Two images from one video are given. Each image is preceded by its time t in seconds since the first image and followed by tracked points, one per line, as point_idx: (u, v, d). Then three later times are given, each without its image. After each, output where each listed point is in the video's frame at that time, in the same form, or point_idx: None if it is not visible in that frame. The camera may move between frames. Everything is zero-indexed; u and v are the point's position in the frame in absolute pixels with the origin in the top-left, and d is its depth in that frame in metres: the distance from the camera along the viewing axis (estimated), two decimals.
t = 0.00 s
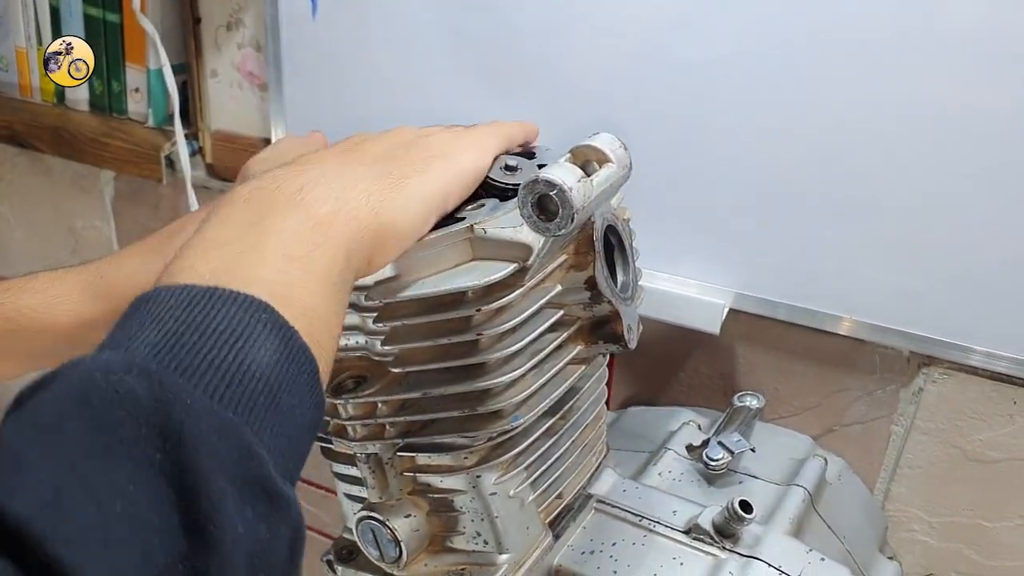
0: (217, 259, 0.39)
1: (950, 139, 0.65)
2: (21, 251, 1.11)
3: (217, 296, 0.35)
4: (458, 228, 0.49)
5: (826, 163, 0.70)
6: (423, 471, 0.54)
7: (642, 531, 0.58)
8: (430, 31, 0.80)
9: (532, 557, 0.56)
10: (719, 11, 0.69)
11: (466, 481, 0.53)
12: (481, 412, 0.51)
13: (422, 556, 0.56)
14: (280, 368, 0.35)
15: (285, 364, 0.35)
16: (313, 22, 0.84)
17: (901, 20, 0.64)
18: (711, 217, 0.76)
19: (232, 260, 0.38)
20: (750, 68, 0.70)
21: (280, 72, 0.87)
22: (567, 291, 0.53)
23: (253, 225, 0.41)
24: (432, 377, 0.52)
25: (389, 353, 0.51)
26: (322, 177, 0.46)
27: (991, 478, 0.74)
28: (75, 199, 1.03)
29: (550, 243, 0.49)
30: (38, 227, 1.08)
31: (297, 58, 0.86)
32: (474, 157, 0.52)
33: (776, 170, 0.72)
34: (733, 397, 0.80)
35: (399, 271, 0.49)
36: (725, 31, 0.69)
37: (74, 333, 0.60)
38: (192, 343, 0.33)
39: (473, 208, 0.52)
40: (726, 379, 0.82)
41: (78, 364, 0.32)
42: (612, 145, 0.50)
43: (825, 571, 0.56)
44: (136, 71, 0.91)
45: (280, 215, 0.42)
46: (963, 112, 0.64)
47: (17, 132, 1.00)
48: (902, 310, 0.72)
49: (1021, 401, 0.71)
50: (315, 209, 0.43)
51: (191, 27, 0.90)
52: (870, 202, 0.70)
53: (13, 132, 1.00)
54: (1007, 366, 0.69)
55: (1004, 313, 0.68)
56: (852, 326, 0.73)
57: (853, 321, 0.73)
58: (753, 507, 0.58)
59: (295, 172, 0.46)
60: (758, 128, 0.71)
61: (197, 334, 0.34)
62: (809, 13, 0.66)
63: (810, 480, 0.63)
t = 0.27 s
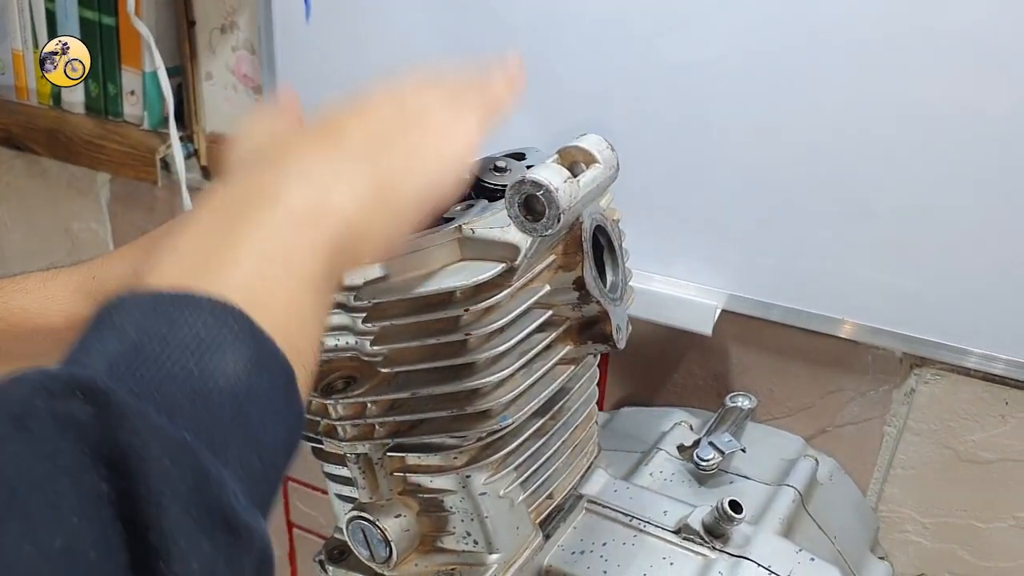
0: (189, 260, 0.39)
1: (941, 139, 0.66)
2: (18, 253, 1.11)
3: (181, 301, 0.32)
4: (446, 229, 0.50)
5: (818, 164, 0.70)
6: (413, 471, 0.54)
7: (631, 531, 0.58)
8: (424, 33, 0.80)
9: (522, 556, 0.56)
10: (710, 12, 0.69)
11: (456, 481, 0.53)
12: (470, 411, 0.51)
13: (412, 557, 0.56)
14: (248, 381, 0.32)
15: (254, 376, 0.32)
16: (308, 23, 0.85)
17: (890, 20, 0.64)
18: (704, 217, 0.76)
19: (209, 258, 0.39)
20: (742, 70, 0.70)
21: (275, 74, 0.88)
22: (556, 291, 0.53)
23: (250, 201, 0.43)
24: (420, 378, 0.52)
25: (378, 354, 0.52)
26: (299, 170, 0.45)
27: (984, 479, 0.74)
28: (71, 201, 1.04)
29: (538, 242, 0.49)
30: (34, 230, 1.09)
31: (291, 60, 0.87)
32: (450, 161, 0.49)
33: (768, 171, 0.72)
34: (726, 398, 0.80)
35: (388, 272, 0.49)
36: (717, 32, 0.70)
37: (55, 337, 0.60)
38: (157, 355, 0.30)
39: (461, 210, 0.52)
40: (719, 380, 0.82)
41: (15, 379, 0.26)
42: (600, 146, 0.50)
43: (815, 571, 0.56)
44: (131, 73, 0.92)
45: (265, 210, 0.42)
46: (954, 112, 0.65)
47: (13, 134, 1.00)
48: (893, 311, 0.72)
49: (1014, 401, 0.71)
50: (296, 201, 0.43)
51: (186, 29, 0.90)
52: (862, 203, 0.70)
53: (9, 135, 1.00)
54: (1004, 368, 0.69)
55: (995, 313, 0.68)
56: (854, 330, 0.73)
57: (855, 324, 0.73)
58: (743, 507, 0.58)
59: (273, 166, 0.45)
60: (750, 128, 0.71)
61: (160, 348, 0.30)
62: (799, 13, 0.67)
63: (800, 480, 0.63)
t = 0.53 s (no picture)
0: (64, 269, 0.31)
1: (941, 136, 0.65)
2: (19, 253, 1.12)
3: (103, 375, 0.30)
4: (441, 226, 0.50)
5: (817, 162, 0.70)
6: (409, 470, 0.54)
7: (628, 530, 0.58)
8: (424, 32, 0.80)
9: (518, 556, 0.56)
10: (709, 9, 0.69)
11: (451, 480, 0.53)
12: (464, 410, 0.51)
13: (407, 556, 0.56)
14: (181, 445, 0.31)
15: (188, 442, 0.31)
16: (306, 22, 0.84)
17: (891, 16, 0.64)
18: (703, 215, 0.76)
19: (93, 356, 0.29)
20: (742, 68, 0.70)
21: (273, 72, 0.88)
22: (552, 288, 0.53)
23: (128, 203, 0.31)
24: (415, 376, 0.52)
25: (372, 352, 0.52)
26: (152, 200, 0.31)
27: (985, 479, 0.74)
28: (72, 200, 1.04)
29: (533, 240, 0.49)
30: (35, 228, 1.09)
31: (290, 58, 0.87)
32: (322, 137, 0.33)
33: (767, 169, 0.72)
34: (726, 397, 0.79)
35: (382, 268, 0.49)
36: (716, 29, 0.69)
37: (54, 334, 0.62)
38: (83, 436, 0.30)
39: (456, 206, 0.52)
40: (718, 379, 0.81)
41: None
42: (595, 142, 0.50)
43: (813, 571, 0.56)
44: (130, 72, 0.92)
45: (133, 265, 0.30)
46: (954, 110, 0.64)
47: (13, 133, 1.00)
48: (893, 309, 0.71)
49: (1015, 400, 0.70)
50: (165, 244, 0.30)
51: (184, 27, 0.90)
52: (862, 201, 0.69)
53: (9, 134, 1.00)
54: (1006, 367, 0.69)
55: (996, 312, 0.68)
56: (855, 329, 0.73)
57: (857, 323, 0.73)
58: (740, 506, 0.58)
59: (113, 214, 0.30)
60: (749, 126, 0.71)
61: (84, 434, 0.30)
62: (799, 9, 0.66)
63: (799, 479, 0.63)
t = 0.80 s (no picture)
0: None
1: (947, 132, 0.65)
2: (19, 249, 1.11)
3: None
4: (444, 219, 0.49)
5: (822, 158, 0.69)
6: (410, 465, 0.53)
7: (631, 527, 0.58)
8: (425, 27, 0.80)
9: (521, 552, 0.55)
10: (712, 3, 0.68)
11: (453, 476, 0.52)
12: (467, 404, 0.50)
13: (409, 552, 0.55)
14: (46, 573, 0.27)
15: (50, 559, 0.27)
16: (307, 17, 0.84)
17: (897, 10, 0.63)
18: (706, 211, 0.75)
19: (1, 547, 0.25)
20: (745, 63, 0.69)
21: (274, 68, 0.87)
22: (554, 283, 0.52)
23: None
24: (416, 370, 0.51)
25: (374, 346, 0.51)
26: None
27: (990, 476, 0.74)
28: (72, 196, 1.03)
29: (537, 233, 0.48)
30: (35, 225, 1.08)
31: (291, 54, 0.86)
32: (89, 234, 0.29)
33: (771, 165, 0.71)
34: (728, 394, 0.79)
35: (384, 263, 0.49)
36: (720, 23, 0.69)
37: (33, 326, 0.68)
38: None
39: (459, 199, 0.51)
40: (721, 376, 0.81)
41: None
42: (599, 135, 0.49)
43: (818, 568, 0.55)
44: (131, 67, 0.91)
45: None
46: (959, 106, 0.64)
47: (12, 128, 0.99)
48: (898, 306, 0.71)
49: (1020, 398, 0.70)
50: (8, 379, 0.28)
51: (185, 22, 0.90)
52: (867, 197, 0.69)
53: (8, 130, 1.00)
54: (1011, 364, 0.68)
55: (1002, 308, 0.68)
56: (859, 325, 0.73)
57: (863, 320, 0.72)
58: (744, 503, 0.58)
59: None
60: (753, 121, 0.70)
61: None
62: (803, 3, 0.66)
63: (803, 476, 0.63)
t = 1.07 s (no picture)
0: None
1: (943, 132, 0.65)
2: (19, 248, 1.11)
3: None
4: (439, 217, 0.49)
5: (819, 158, 0.70)
6: (406, 463, 0.54)
7: (627, 525, 0.58)
8: (423, 28, 0.80)
9: (517, 549, 0.56)
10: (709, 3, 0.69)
11: (449, 473, 0.53)
12: (462, 402, 0.50)
13: (405, 550, 0.55)
14: None
15: None
16: (306, 17, 0.84)
17: (893, 11, 0.63)
18: (703, 211, 0.76)
19: None
20: (742, 63, 0.69)
21: (274, 68, 0.88)
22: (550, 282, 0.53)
23: None
24: (412, 368, 0.52)
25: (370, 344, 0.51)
26: None
27: (986, 476, 0.74)
28: (71, 195, 1.03)
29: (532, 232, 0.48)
30: (35, 224, 1.09)
31: (291, 54, 0.86)
32: None
33: (767, 165, 0.72)
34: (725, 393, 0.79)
35: (381, 261, 0.49)
36: (716, 23, 0.69)
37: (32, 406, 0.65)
38: None
39: (455, 198, 0.52)
40: (718, 375, 0.81)
41: None
42: (594, 135, 0.49)
43: (813, 567, 0.55)
44: (131, 67, 0.91)
45: None
46: (956, 106, 0.64)
47: (13, 128, 1.00)
48: (894, 306, 0.71)
49: (1015, 398, 0.70)
50: None
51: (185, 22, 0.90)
52: (863, 197, 0.69)
53: (9, 129, 1.00)
54: (1008, 364, 0.69)
55: (997, 308, 0.68)
56: (860, 326, 0.73)
57: (863, 321, 0.73)
58: (740, 501, 0.58)
59: None
60: (750, 121, 0.71)
61: None
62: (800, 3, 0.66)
63: (798, 475, 0.63)
